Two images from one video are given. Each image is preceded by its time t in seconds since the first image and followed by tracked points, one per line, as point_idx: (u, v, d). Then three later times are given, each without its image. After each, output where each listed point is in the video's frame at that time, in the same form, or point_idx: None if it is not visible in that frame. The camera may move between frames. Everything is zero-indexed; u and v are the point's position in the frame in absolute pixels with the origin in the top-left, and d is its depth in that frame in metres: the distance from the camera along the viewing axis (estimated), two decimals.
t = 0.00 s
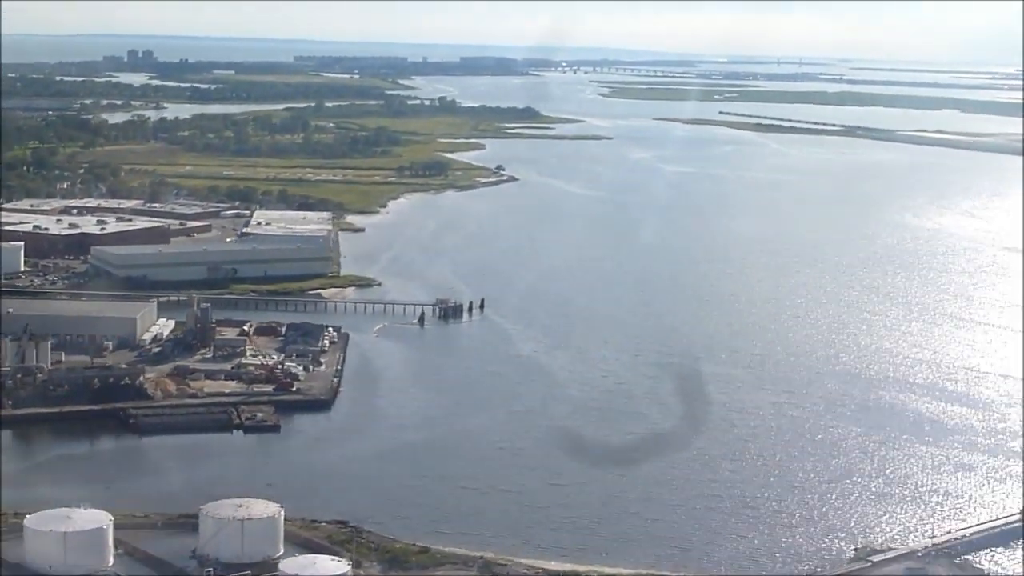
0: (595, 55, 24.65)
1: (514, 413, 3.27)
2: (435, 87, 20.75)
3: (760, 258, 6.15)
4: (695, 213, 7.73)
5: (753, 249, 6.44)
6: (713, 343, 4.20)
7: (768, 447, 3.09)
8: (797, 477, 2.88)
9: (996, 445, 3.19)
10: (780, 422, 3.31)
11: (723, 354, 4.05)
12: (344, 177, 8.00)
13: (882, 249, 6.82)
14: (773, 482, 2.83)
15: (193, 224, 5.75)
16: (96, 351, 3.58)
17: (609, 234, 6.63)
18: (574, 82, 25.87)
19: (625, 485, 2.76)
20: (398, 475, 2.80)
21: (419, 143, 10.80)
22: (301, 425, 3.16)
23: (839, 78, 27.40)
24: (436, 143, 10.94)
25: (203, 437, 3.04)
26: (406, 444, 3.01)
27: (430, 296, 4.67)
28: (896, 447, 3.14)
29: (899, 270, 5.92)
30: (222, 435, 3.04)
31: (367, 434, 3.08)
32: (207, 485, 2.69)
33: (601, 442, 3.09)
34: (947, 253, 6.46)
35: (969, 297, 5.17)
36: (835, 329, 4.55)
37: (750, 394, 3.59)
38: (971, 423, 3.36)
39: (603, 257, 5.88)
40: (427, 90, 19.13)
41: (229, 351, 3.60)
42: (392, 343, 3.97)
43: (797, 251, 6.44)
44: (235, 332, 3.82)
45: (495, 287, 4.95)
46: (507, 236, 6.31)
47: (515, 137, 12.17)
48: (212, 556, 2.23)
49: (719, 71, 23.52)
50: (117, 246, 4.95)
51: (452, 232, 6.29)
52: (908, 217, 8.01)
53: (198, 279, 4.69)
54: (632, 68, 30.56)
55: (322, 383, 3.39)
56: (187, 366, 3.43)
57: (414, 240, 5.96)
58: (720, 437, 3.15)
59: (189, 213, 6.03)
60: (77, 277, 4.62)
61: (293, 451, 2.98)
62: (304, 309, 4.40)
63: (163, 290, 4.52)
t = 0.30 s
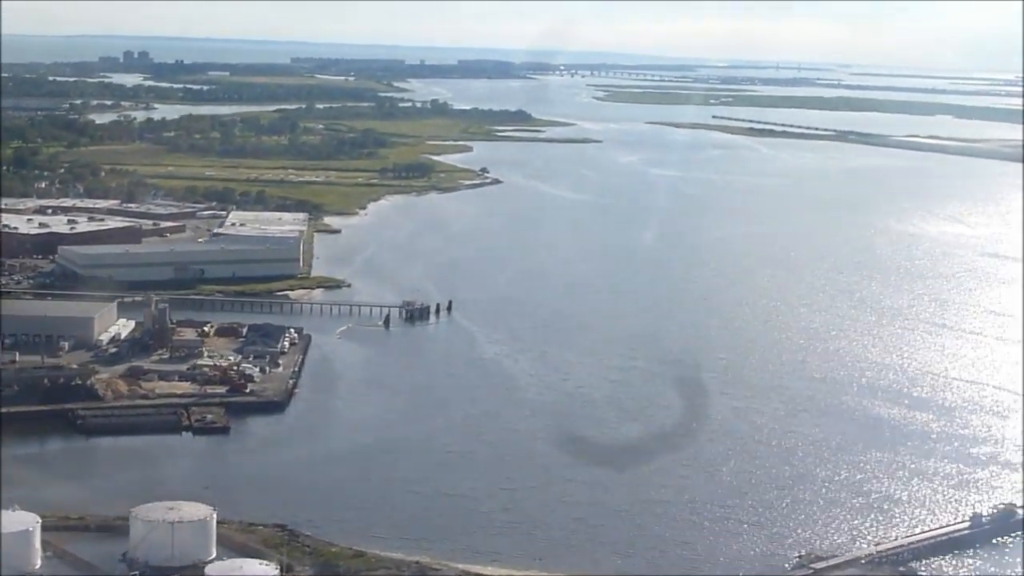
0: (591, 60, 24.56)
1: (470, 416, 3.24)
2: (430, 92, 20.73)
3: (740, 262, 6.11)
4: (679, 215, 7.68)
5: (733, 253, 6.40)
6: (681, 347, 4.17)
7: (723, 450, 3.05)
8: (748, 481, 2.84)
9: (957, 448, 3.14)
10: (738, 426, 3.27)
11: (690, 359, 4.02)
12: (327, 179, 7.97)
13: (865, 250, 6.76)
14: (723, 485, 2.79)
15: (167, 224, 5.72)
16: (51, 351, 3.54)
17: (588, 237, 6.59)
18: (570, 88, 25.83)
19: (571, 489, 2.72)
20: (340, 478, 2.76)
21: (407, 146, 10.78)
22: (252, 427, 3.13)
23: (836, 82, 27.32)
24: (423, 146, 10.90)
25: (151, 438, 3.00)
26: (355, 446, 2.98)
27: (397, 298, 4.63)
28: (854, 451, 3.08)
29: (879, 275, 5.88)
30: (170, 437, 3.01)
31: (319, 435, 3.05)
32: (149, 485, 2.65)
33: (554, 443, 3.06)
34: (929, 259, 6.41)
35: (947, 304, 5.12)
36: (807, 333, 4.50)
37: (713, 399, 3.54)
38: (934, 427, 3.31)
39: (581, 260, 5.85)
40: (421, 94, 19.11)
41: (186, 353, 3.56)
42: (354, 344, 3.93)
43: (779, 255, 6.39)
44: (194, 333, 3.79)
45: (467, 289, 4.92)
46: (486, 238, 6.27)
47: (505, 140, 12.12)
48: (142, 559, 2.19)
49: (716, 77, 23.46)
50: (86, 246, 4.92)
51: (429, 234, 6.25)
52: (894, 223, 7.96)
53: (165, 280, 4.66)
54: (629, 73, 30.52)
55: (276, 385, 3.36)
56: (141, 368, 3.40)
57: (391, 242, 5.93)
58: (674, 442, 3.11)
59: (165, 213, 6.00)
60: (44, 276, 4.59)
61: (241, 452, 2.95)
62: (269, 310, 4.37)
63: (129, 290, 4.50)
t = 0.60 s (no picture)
0: (584, 75, 24.59)
1: (419, 429, 3.20)
2: (422, 108, 20.74)
3: (715, 275, 6.07)
4: (658, 228, 7.65)
5: (709, 265, 6.36)
6: (643, 359, 4.13)
7: (671, 463, 3.01)
8: (694, 494, 2.80)
9: (911, 460, 3.10)
10: (691, 440, 3.23)
11: (650, 371, 3.98)
12: (306, 193, 7.94)
13: (842, 262, 6.72)
14: (666, 497, 2.76)
15: (137, 239, 5.69)
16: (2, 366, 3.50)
17: (563, 250, 6.55)
18: (562, 103, 25.88)
19: (511, 505, 2.68)
20: (277, 493, 2.72)
21: (391, 161, 10.75)
22: (196, 441, 3.09)
23: (830, 96, 27.30)
24: (408, 160, 10.89)
25: (92, 454, 2.96)
26: (297, 460, 2.94)
27: (361, 311, 4.60)
28: (805, 463, 3.04)
29: (855, 287, 5.84)
30: (112, 453, 2.97)
31: (263, 450, 3.02)
32: (83, 501, 2.62)
33: (502, 457, 3.02)
34: (906, 271, 6.37)
35: (919, 317, 5.08)
36: (773, 346, 4.46)
37: (669, 411, 3.50)
38: (889, 439, 3.28)
39: (555, 273, 5.82)
40: (411, 111, 19.10)
41: (137, 368, 3.53)
42: (311, 359, 3.90)
43: (755, 267, 6.36)
44: (149, 347, 3.75)
45: (433, 302, 4.88)
46: (459, 251, 6.24)
47: (491, 154, 12.10)
48: None
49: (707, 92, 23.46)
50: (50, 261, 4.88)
51: (401, 248, 6.22)
52: (875, 235, 7.92)
53: (128, 294, 4.63)
54: (621, 88, 30.53)
55: (225, 399, 3.33)
56: (89, 383, 3.36)
57: (363, 256, 5.90)
58: (622, 455, 3.07)
59: (135, 228, 5.97)
60: (5, 291, 4.55)
61: (182, 467, 2.91)
62: (229, 323, 4.33)
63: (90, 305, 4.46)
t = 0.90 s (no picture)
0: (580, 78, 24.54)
1: (374, 431, 3.17)
2: (415, 112, 20.70)
3: (692, 277, 6.03)
4: (641, 230, 7.62)
5: (687, 268, 6.32)
6: (610, 362, 4.10)
7: (625, 464, 2.98)
8: (644, 495, 2.77)
9: (870, 463, 3.07)
10: (647, 442, 3.19)
11: (617, 372, 3.95)
12: (288, 196, 7.91)
13: (824, 263, 6.68)
14: (615, 499, 2.73)
15: (111, 241, 5.65)
16: None
17: (542, 252, 6.52)
18: (557, 107, 25.85)
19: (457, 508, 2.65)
20: (221, 497, 2.69)
21: (378, 163, 10.72)
22: (146, 444, 3.06)
23: (826, 99, 27.21)
24: (396, 162, 10.86)
25: (39, 457, 2.93)
26: (246, 463, 2.91)
27: (329, 313, 4.56)
28: (761, 467, 3.01)
29: (834, 289, 5.81)
30: (59, 456, 2.94)
31: (213, 454, 2.99)
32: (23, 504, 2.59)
33: (454, 458, 2.99)
34: (889, 274, 6.33)
35: (895, 319, 5.05)
36: (744, 349, 4.43)
37: (629, 412, 3.46)
38: (851, 442, 3.24)
39: (532, 276, 5.78)
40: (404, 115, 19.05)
41: (93, 370, 3.49)
42: (273, 361, 3.87)
43: (735, 270, 6.32)
44: (109, 350, 3.72)
45: (405, 304, 4.85)
46: (437, 254, 6.21)
47: (480, 157, 12.07)
48: None
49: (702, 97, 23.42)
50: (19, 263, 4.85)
51: (378, 250, 6.19)
52: (859, 237, 7.88)
53: (95, 296, 4.59)
54: (617, 91, 30.48)
55: (179, 402, 3.29)
56: (43, 385, 3.33)
57: (339, 259, 5.86)
58: (577, 455, 3.04)
59: (111, 230, 5.94)
60: None
61: (129, 470, 2.88)
62: (195, 326, 4.30)
63: (56, 308, 4.43)
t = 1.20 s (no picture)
0: (575, 85, 24.52)
1: (320, 438, 3.14)
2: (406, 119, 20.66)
3: (666, 283, 5.99)
4: (620, 234, 7.57)
5: (662, 273, 6.28)
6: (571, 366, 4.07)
7: (570, 467, 2.95)
8: (585, 498, 2.74)
9: (821, 470, 3.03)
10: (596, 445, 3.16)
11: (575, 377, 3.91)
12: (266, 202, 7.88)
13: (802, 268, 6.64)
14: (553, 506, 2.68)
15: (79, 247, 5.62)
16: None
17: (517, 258, 6.48)
18: (549, 113, 25.82)
19: (391, 517, 2.62)
20: (155, 505, 2.66)
21: (362, 170, 10.69)
22: (88, 452, 3.03)
23: (821, 107, 27.17)
24: (381, 169, 10.83)
25: None
26: (185, 471, 2.88)
27: (290, 320, 4.52)
28: (709, 472, 2.98)
29: (808, 295, 5.76)
30: None
31: (153, 462, 2.96)
32: None
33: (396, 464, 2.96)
34: (866, 279, 6.29)
35: (866, 326, 5.01)
36: (709, 355, 4.39)
37: (581, 417, 3.42)
38: (805, 450, 3.21)
39: (504, 281, 5.75)
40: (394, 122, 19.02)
41: (41, 376, 3.46)
42: (228, 367, 3.84)
43: (711, 274, 6.28)
44: (61, 357, 3.69)
45: (370, 310, 4.82)
46: (410, 261, 6.18)
47: (466, 164, 12.03)
48: None
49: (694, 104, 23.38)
50: None
51: (350, 256, 6.16)
52: (840, 242, 7.85)
53: (56, 302, 4.56)
54: (610, 97, 30.44)
55: (125, 409, 3.26)
56: None
57: (309, 264, 5.83)
58: (521, 460, 2.99)
59: (81, 236, 5.91)
60: None
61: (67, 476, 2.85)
62: (154, 332, 4.27)
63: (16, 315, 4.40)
